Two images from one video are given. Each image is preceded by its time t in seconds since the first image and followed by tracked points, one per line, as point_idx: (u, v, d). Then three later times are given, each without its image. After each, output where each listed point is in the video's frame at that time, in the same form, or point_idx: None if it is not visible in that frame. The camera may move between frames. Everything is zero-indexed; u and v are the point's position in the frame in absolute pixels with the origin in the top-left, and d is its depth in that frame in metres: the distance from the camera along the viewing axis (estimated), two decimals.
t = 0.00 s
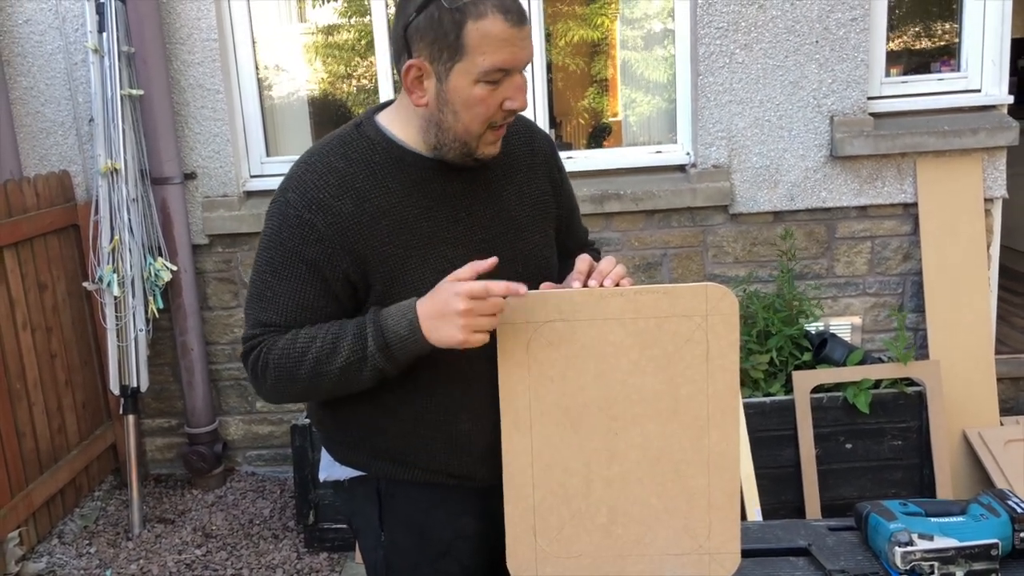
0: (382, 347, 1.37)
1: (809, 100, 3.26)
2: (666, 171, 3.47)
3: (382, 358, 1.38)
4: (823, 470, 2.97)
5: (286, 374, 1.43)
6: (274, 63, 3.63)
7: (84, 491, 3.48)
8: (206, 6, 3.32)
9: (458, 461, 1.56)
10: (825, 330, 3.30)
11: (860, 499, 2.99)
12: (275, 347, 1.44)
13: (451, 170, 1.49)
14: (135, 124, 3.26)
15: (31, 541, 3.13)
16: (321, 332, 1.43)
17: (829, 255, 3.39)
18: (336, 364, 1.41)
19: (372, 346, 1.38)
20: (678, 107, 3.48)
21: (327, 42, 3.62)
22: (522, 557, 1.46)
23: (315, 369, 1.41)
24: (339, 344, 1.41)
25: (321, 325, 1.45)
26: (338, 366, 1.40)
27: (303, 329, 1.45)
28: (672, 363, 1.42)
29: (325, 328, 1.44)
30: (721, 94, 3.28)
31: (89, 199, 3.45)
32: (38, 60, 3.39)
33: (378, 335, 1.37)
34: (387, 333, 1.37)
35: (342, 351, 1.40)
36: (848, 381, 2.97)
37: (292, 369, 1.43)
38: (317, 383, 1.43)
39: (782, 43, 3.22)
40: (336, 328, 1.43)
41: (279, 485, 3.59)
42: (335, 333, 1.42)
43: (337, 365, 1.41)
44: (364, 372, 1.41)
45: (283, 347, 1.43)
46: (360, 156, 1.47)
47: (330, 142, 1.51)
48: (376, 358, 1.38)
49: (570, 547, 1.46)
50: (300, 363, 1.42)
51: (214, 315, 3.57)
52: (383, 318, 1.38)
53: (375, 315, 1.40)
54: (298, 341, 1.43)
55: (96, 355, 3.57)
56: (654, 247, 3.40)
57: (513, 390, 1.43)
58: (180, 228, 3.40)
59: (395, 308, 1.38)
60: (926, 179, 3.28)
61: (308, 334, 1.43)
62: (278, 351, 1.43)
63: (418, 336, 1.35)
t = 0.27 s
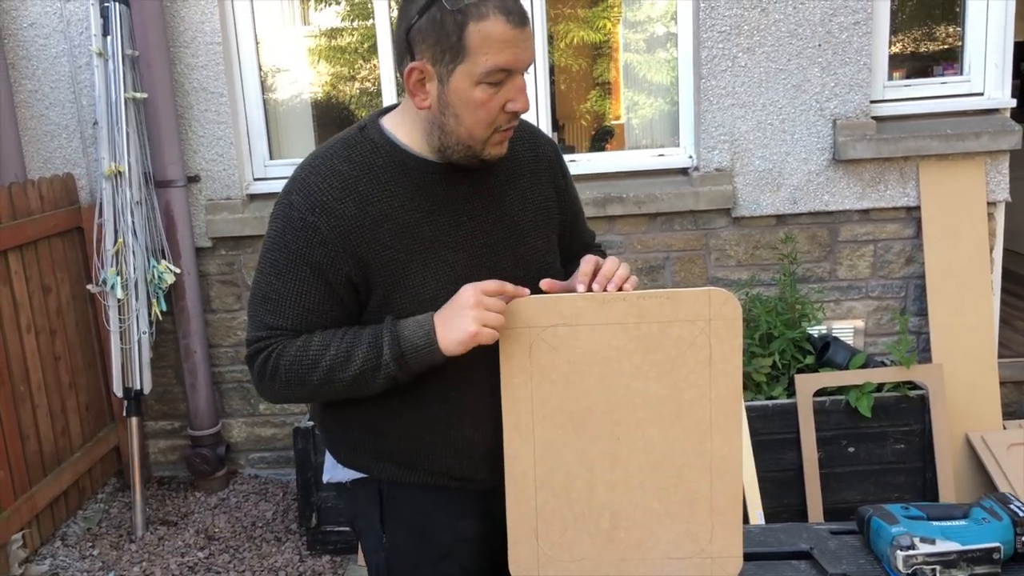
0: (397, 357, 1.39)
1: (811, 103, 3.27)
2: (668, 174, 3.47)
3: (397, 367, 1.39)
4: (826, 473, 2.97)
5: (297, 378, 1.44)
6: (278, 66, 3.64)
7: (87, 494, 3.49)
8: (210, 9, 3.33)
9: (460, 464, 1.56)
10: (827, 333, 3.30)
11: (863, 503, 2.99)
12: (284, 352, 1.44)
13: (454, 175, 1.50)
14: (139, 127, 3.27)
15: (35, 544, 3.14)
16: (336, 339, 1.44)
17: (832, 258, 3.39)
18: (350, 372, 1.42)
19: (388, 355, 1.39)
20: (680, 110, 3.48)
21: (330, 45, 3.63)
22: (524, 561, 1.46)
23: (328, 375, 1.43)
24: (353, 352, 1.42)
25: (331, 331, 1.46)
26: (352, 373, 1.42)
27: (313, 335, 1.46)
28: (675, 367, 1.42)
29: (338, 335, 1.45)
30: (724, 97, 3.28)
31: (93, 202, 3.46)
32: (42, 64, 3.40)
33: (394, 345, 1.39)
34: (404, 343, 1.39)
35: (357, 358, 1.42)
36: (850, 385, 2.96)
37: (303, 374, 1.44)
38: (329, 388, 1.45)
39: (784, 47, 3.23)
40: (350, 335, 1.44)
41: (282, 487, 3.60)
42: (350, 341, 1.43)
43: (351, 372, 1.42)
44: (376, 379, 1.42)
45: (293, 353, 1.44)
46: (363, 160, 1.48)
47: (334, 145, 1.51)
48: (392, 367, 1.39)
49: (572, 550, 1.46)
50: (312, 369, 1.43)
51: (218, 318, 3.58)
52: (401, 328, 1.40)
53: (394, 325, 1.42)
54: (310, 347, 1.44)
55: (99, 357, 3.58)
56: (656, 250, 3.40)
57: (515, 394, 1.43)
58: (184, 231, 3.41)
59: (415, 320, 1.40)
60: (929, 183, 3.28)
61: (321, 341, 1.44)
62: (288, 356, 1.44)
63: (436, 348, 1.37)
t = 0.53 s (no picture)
0: (393, 355, 1.39)
1: (812, 106, 3.27)
2: (670, 177, 3.47)
3: (393, 365, 1.40)
4: (826, 476, 2.97)
5: (294, 371, 1.45)
6: (280, 68, 3.65)
7: (88, 494, 3.49)
8: (212, 11, 3.34)
9: (461, 464, 1.57)
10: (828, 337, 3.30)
11: (863, 506, 2.99)
12: (283, 345, 1.46)
13: (456, 174, 1.50)
14: (142, 127, 3.28)
15: (35, 543, 3.14)
16: (334, 334, 1.45)
17: (833, 261, 3.39)
18: (346, 367, 1.43)
19: (383, 352, 1.40)
20: (682, 113, 3.48)
21: (332, 47, 3.64)
22: (525, 562, 1.47)
23: (324, 370, 1.43)
24: (350, 347, 1.43)
25: (330, 327, 1.47)
26: (348, 368, 1.42)
27: (311, 329, 1.47)
28: (674, 369, 1.42)
29: (336, 330, 1.46)
30: (725, 100, 3.29)
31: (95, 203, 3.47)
32: (45, 64, 3.41)
33: (390, 343, 1.39)
34: (401, 341, 1.39)
35: (354, 354, 1.42)
36: (852, 388, 2.96)
37: (300, 368, 1.45)
38: (325, 383, 1.45)
39: (785, 50, 3.23)
40: (348, 331, 1.45)
41: (282, 488, 3.60)
42: (348, 337, 1.44)
43: (347, 368, 1.43)
44: (371, 376, 1.42)
45: (291, 346, 1.45)
46: (367, 156, 1.49)
47: (341, 140, 1.53)
48: (387, 364, 1.40)
49: (572, 551, 1.47)
50: (309, 363, 1.44)
51: (219, 319, 3.58)
52: (399, 327, 1.40)
53: (393, 323, 1.42)
54: (308, 341, 1.45)
55: (100, 357, 3.59)
56: (657, 253, 3.40)
57: (517, 395, 1.44)
58: (185, 232, 3.41)
59: (414, 320, 1.40)
60: (930, 186, 3.28)
61: (319, 335, 1.45)
62: (287, 349, 1.45)
63: (433, 349, 1.37)
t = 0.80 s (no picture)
0: (391, 350, 1.41)
1: (813, 110, 3.27)
2: (670, 180, 3.47)
3: (390, 359, 1.41)
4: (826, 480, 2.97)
5: (300, 355, 1.49)
6: (280, 69, 3.65)
7: (87, 495, 3.49)
8: (213, 12, 3.34)
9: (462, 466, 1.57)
10: (828, 340, 3.30)
11: (862, 509, 2.99)
12: (293, 328, 1.49)
13: (478, 176, 1.50)
14: (142, 128, 3.28)
15: (35, 545, 3.14)
16: (341, 324, 1.47)
17: (833, 264, 3.39)
18: (347, 357, 1.45)
19: (382, 347, 1.41)
20: (683, 116, 3.48)
21: (333, 49, 3.64)
22: (525, 564, 1.47)
23: (327, 357, 1.46)
24: (353, 338, 1.45)
25: (340, 316, 1.49)
26: (348, 359, 1.44)
27: (321, 316, 1.50)
28: (676, 372, 1.43)
29: (344, 320, 1.48)
30: (726, 103, 3.29)
31: (96, 203, 3.47)
32: (46, 65, 3.42)
33: (389, 338, 1.41)
34: (400, 336, 1.41)
35: (355, 345, 1.44)
36: (851, 390, 2.96)
37: (305, 353, 1.48)
38: (328, 370, 1.48)
39: (786, 53, 3.23)
40: (354, 322, 1.47)
41: (282, 490, 3.60)
42: (352, 328, 1.46)
43: (348, 358, 1.45)
44: (370, 369, 1.44)
45: (300, 331, 1.48)
46: (393, 152, 1.51)
47: (373, 133, 1.55)
48: (384, 358, 1.42)
49: (572, 554, 1.46)
50: (314, 349, 1.47)
51: (219, 320, 3.58)
52: (400, 324, 1.42)
53: (394, 320, 1.43)
54: (316, 327, 1.48)
55: (100, 358, 3.59)
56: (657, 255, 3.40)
57: (517, 399, 1.43)
58: (186, 232, 3.42)
59: (414, 319, 1.41)
60: (930, 190, 3.28)
61: (327, 323, 1.48)
62: (296, 333, 1.49)
63: (427, 346, 1.38)
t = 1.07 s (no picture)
0: (388, 330, 1.44)
1: (812, 108, 3.28)
2: (669, 178, 3.45)
3: (386, 338, 1.44)
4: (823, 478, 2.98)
5: (308, 328, 1.53)
6: (278, 64, 3.64)
7: (83, 490, 3.49)
8: (211, 6, 3.33)
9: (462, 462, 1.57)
10: (826, 338, 3.31)
11: (858, 507, 3.00)
12: (305, 301, 1.54)
13: (495, 165, 1.52)
14: (139, 122, 3.27)
15: (30, 539, 3.13)
16: (348, 301, 1.50)
17: (831, 263, 3.40)
18: (349, 334, 1.48)
19: (380, 326, 1.44)
20: (681, 114, 3.47)
21: (331, 45, 3.64)
22: (524, 562, 1.47)
23: (331, 332, 1.50)
24: (356, 315, 1.48)
25: (349, 294, 1.52)
26: (350, 335, 1.48)
27: (332, 292, 1.53)
28: (675, 369, 1.43)
29: (351, 298, 1.51)
30: (725, 101, 3.29)
31: (93, 197, 3.46)
32: (42, 58, 3.40)
33: (388, 319, 1.44)
34: (398, 318, 1.43)
35: (357, 323, 1.47)
36: (850, 390, 2.97)
37: (312, 326, 1.52)
38: (332, 345, 1.51)
39: (785, 52, 3.24)
40: (360, 301, 1.50)
41: (279, 486, 3.60)
42: (356, 306, 1.49)
43: (350, 334, 1.48)
44: (370, 348, 1.47)
45: (311, 303, 1.52)
46: (415, 138, 1.55)
47: (401, 119, 1.60)
48: (382, 337, 1.44)
49: (571, 552, 1.47)
50: (320, 324, 1.50)
51: (216, 315, 3.58)
52: (400, 308, 1.44)
53: (395, 303, 1.46)
54: (324, 301, 1.51)
55: (97, 352, 3.58)
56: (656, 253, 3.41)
57: (515, 397, 1.44)
58: (183, 227, 3.41)
59: (414, 304, 1.44)
60: (929, 189, 3.29)
61: (335, 299, 1.51)
62: (306, 307, 1.53)
63: (421, 330, 1.41)
